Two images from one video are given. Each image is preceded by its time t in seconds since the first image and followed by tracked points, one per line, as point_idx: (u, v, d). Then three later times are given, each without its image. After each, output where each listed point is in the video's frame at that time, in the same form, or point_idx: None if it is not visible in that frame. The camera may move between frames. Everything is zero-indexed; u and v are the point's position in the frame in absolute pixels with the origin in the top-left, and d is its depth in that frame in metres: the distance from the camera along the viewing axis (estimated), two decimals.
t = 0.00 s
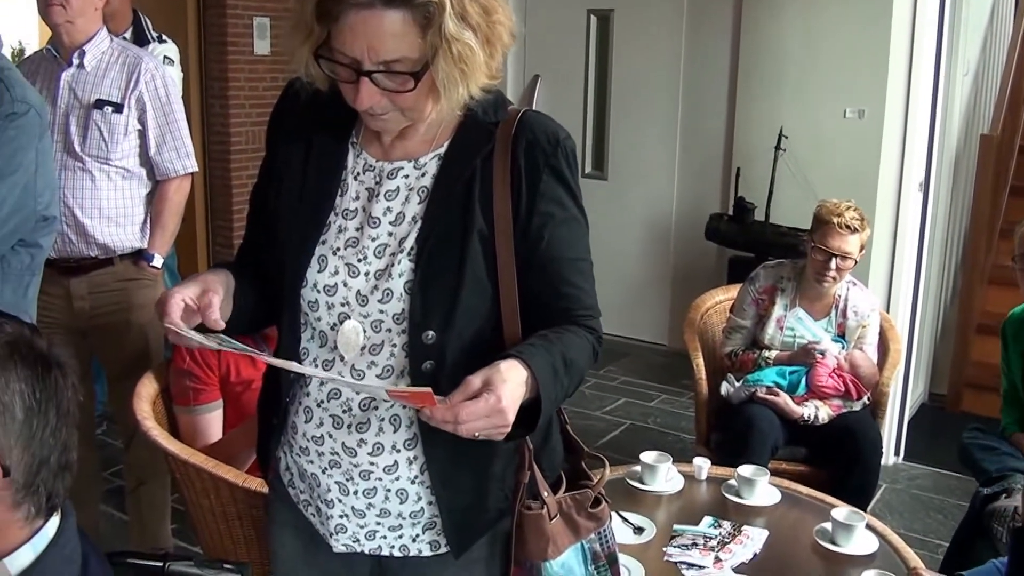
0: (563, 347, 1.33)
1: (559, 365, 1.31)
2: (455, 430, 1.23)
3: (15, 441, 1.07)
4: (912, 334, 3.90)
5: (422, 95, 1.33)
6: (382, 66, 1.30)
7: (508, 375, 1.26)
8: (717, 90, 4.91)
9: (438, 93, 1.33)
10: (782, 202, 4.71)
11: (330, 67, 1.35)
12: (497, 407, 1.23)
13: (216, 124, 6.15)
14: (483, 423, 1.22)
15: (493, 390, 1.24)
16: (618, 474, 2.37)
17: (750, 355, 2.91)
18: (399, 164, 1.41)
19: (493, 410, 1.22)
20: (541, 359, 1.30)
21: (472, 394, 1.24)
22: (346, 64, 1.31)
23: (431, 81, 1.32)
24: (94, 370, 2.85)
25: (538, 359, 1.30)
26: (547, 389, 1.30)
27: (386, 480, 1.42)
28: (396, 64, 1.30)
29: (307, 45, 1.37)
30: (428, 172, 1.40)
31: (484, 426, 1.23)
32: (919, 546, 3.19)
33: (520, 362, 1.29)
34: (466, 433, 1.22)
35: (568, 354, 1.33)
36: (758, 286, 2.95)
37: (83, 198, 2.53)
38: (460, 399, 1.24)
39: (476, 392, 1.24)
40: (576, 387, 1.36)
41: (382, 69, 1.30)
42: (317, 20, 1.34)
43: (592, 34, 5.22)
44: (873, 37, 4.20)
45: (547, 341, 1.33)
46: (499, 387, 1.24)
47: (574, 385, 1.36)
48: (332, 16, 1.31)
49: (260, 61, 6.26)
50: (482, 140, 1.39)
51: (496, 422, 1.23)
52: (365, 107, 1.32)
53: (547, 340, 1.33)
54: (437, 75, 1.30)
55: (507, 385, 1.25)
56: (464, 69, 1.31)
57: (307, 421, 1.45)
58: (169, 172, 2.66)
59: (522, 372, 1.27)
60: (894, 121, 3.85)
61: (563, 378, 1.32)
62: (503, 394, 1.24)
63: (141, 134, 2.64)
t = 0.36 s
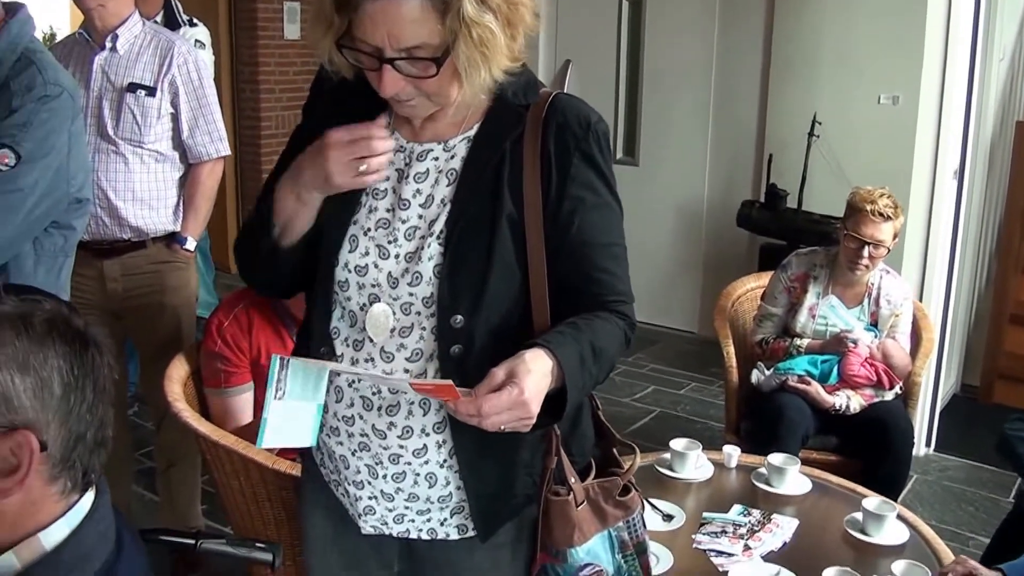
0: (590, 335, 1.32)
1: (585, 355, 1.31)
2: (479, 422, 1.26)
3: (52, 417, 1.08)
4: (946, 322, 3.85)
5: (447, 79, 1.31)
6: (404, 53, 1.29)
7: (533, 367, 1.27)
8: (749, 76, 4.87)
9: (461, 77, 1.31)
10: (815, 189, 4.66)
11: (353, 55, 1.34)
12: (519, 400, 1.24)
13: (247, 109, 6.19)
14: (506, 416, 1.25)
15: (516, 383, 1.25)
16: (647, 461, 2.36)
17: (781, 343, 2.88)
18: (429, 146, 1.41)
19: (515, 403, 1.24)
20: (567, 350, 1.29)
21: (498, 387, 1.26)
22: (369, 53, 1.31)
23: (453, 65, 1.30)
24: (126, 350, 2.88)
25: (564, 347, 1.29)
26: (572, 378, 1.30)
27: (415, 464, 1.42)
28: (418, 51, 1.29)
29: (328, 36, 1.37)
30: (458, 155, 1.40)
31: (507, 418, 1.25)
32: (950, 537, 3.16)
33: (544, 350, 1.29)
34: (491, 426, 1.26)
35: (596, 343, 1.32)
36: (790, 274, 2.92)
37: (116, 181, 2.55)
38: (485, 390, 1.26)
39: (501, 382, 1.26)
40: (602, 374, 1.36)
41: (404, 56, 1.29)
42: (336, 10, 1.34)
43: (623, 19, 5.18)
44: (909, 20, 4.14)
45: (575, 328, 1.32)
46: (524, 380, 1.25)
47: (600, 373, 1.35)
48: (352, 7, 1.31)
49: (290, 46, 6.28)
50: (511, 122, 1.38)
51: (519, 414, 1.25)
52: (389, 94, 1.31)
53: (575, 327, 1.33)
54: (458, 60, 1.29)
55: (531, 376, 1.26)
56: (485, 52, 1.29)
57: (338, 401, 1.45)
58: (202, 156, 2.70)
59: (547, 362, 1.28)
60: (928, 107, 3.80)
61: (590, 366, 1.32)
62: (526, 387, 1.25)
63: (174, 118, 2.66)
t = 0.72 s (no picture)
0: (629, 319, 1.30)
1: (621, 340, 1.29)
2: (508, 402, 1.24)
3: (98, 385, 1.09)
4: (990, 309, 3.78)
5: (491, 47, 1.29)
6: (448, 18, 1.27)
7: (567, 348, 1.26)
8: (791, 58, 4.80)
9: (505, 45, 1.29)
10: (857, 173, 4.59)
11: (397, 25, 1.32)
12: (552, 382, 1.23)
13: (286, 90, 6.24)
14: (538, 396, 1.23)
15: (548, 364, 1.24)
16: (685, 444, 2.34)
17: (822, 328, 2.85)
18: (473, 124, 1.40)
19: (547, 384, 1.23)
20: (605, 333, 1.28)
21: (529, 366, 1.24)
22: (413, 20, 1.29)
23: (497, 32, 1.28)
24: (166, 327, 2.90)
25: (602, 329, 1.28)
26: (609, 363, 1.29)
27: (455, 445, 1.42)
28: (461, 15, 1.27)
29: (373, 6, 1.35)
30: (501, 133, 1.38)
31: (539, 399, 1.24)
32: (990, 527, 3.10)
33: (580, 331, 1.28)
34: (520, 407, 1.24)
35: (635, 327, 1.31)
36: (832, 258, 2.88)
37: (157, 159, 2.58)
38: (517, 369, 1.25)
39: (533, 362, 1.25)
40: (640, 359, 1.35)
41: (448, 22, 1.27)
42: None
43: None
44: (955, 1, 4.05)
45: (615, 310, 1.31)
46: (557, 362, 1.24)
47: (636, 359, 1.34)
48: None
49: (328, 27, 6.31)
50: (552, 99, 1.37)
51: (550, 396, 1.24)
52: (433, 63, 1.29)
53: (615, 310, 1.31)
54: (503, 26, 1.27)
55: (564, 358, 1.25)
56: (529, 19, 1.27)
57: (389, 372, 1.45)
58: (243, 134, 2.70)
59: (582, 343, 1.27)
60: (973, 90, 3.73)
61: (628, 350, 1.31)
62: (558, 368, 1.24)
63: (215, 97, 2.67)
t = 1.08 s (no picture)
0: (680, 293, 1.30)
1: (673, 314, 1.29)
2: (558, 375, 1.23)
3: (151, 351, 1.10)
4: None
5: (551, 12, 1.28)
6: None
7: (617, 322, 1.25)
8: (842, 36, 4.71)
9: (566, 10, 1.28)
10: (909, 154, 4.52)
11: None
12: (602, 355, 1.23)
13: (333, 64, 6.28)
14: (588, 369, 1.23)
15: (599, 337, 1.24)
16: (731, 424, 2.32)
17: (871, 310, 2.80)
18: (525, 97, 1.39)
19: (598, 357, 1.23)
20: (657, 306, 1.28)
21: (579, 340, 1.24)
22: None
23: None
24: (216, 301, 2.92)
25: (653, 304, 1.27)
26: (660, 337, 1.28)
27: (505, 420, 1.42)
28: None
29: None
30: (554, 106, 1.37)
31: (589, 372, 1.23)
32: None
33: (631, 303, 1.27)
34: (570, 379, 1.23)
35: (685, 301, 1.30)
36: (882, 238, 2.83)
37: (207, 132, 2.59)
38: (567, 342, 1.24)
39: (583, 335, 1.24)
40: (690, 334, 1.34)
41: None
42: None
43: None
44: None
45: (666, 284, 1.30)
46: (606, 335, 1.24)
47: (687, 334, 1.33)
48: None
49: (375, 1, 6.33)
50: (603, 71, 1.35)
51: (601, 367, 1.24)
52: (492, 27, 1.28)
53: (666, 284, 1.30)
54: None
55: (614, 331, 1.24)
56: None
57: (438, 348, 1.45)
58: (293, 107, 2.72)
59: (632, 315, 1.27)
60: None
61: (679, 324, 1.30)
62: (608, 342, 1.23)
63: (265, 70, 2.70)
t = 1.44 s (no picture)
0: (743, 267, 1.28)
1: (735, 288, 1.27)
2: (616, 348, 1.22)
3: (212, 315, 1.10)
4: None
5: None
6: None
7: (678, 296, 1.24)
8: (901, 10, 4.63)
9: None
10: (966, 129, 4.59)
11: None
12: (661, 329, 1.21)
13: (387, 33, 6.30)
14: (647, 342, 1.21)
15: (658, 311, 1.22)
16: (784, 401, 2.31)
17: (927, 289, 2.78)
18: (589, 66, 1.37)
19: (657, 331, 1.21)
20: (720, 280, 1.26)
21: (636, 314, 1.22)
22: None
23: None
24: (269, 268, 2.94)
25: (716, 278, 1.26)
26: (722, 311, 1.27)
27: (564, 392, 1.41)
28: None
29: None
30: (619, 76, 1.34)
31: (649, 346, 1.22)
32: None
33: (693, 276, 1.26)
34: (628, 352, 1.22)
35: (748, 276, 1.28)
36: (940, 217, 2.80)
37: (263, 101, 2.60)
38: (626, 316, 1.22)
39: (641, 309, 1.22)
40: (752, 309, 1.33)
41: None
42: None
43: None
44: None
45: (730, 257, 1.29)
46: (665, 309, 1.22)
47: (749, 309, 1.33)
48: None
49: None
50: (670, 39, 1.32)
51: (660, 341, 1.22)
52: None
53: (730, 258, 1.29)
54: None
55: (674, 305, 1.23)
56: None
57: (497, 319, 1.45)
58: (348, 76, 2.74)
59: (693, 287, 1.25)
60: None
61: (742, 298, 1.29)
62: (667, 316, 1.22)
63: (321, 38, 2.71)
